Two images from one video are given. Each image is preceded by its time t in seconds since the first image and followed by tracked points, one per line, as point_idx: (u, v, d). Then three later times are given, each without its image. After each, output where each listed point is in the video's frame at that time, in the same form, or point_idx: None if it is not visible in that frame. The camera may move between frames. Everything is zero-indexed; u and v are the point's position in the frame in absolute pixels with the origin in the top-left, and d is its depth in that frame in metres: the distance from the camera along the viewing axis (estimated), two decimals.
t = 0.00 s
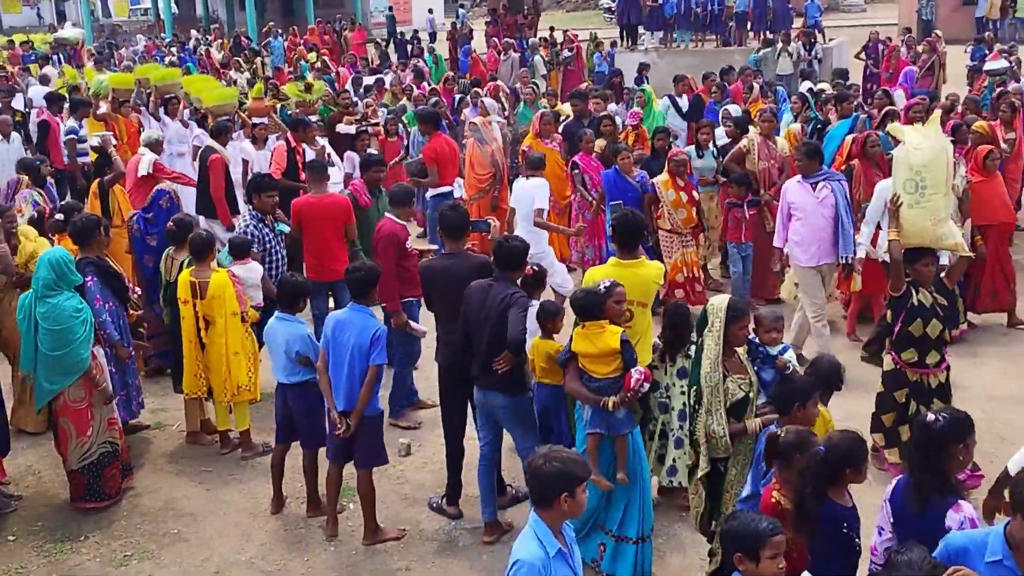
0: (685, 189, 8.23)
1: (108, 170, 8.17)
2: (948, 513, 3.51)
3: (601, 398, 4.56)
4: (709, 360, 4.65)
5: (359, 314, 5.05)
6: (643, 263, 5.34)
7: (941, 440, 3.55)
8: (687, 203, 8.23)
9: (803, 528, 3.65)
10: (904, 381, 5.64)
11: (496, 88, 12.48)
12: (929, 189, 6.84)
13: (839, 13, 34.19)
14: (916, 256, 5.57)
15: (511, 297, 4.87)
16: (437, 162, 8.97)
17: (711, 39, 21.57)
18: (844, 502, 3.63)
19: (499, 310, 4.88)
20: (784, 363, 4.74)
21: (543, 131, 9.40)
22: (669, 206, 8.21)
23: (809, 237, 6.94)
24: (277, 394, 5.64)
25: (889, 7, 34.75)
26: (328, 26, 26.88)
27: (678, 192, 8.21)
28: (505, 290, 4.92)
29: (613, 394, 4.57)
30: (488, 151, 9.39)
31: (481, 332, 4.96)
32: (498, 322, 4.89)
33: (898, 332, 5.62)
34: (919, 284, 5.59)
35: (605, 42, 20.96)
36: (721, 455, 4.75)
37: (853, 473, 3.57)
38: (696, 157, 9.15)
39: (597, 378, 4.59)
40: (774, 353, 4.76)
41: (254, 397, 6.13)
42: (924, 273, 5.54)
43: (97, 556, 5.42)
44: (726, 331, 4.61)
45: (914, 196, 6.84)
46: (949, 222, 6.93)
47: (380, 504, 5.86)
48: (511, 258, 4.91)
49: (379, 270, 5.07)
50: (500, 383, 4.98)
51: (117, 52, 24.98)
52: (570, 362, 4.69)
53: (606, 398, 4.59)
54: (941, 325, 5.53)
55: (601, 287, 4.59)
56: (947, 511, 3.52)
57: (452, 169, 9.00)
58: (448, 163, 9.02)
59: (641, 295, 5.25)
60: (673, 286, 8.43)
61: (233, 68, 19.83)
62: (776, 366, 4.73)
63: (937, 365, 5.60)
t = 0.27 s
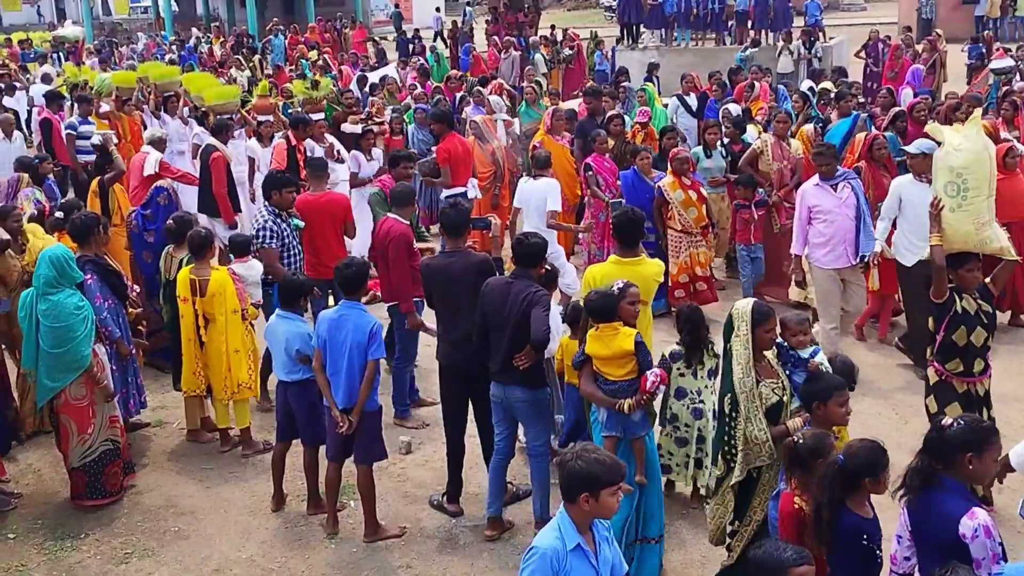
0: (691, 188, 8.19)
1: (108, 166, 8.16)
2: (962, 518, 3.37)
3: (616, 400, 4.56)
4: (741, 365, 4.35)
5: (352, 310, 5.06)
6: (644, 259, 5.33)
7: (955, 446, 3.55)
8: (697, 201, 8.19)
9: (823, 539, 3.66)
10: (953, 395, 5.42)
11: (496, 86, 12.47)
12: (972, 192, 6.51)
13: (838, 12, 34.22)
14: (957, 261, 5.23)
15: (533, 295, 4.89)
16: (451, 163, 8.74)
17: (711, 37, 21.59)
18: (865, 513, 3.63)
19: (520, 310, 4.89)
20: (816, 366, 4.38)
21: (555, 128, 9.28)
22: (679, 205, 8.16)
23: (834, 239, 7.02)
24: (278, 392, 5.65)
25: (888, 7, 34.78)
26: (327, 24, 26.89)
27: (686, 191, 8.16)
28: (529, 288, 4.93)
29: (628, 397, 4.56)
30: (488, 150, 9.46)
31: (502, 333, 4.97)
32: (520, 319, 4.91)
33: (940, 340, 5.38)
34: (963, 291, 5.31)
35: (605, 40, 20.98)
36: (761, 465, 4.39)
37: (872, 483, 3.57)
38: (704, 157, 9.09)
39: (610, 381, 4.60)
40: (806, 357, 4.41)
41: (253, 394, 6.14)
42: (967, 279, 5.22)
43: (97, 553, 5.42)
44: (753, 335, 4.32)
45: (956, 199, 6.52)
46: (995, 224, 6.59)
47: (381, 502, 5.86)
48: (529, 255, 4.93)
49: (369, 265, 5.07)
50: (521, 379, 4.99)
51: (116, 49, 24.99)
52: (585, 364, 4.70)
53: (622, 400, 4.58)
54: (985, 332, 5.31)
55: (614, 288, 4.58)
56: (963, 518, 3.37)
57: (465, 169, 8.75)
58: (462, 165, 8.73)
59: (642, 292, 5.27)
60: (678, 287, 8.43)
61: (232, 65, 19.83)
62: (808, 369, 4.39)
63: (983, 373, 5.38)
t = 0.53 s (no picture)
0: (678, 191, 8.04)
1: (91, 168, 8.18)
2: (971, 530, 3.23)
3: (612, 410, 4.54)
4: (750, 374, 4.18)
5: (327, 310, 5.07)
6: (624, 261, 5.33)
7: (962, 456, 3.40)
8: (683, 204, 8.08)
9: (821, 547, 3.48)
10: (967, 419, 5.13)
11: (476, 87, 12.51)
12: (998, 210, 6.47)
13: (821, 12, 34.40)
14: (980, 282, 5.09)
15: (532, 297, 4.92)
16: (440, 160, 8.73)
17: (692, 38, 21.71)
18: (864, 522, 3.46)
19: (520, 311, 4.93)
20: (823, 373, 4.27)
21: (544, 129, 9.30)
22: (664, 209, 8.07)
23: (834, 243, 6.79)
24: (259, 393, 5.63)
25: (871, 7, 34.97)
26: (311, 24, 26.92)
27: (671, 195, 8.02)
28: (526, 288, 4.96)
29: (625, 407, 4.54)
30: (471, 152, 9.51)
31: (500, 331, 5.00)
32: (518, 320, 4.95)
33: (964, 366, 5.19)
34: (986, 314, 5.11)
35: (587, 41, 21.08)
36: (777, 476, 4.19)
37: (869, 492, 3.39)
38: (694, 160, 9.08)
39: (604, 389, 4.59)
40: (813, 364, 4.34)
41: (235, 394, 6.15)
42: (991, 302, 5.05)
43: (78, 554, 5.42)
44: (760, 342, 4.18)
45: (983, 216, 6.48)
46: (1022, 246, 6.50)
47: (362, 502, 5.87)
48: (525, 255, 4.93)
49: (339, 264, 5.09)
50: (516, 378, 5.04)
51: (98, 49, 24.96)
52: (578, 374, 4.67)
53: (619, 409, 4.58)
54: (1012, 356, 5.11)
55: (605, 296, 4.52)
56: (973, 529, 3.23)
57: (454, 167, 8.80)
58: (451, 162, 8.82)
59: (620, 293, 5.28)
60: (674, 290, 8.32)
61: (215, 66, 19.83)
62: (814, 376, 4.29)
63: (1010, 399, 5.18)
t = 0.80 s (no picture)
0: (660, 197, 7.85)
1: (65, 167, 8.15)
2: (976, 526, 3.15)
3: (600, 418, 4.43)
4: (745, 381, 4.03)
5: (294, 310, 5.06)
6: (593, 262, 5.34)
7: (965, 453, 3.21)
8: (664, 210, 7.90)
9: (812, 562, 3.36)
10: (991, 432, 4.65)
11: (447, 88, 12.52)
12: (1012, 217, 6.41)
13: (790, 14, 34.67)
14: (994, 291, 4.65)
15: (511, 297, 4.94)
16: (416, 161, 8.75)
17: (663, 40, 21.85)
18: (857, 531, 3.36)
19: (499, 311, 4.95)
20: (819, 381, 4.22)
21: (517, 131, 9.33)
22: (645, 214, 7.88)
23: (828, 250, 6.63)
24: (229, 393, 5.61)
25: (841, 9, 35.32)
26: (281, 24, 26.87)
27: (652, 200, 7.83)
28: (502, 290, 4.97)
29: (613, 413, 4.44)
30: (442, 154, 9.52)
31: (478, 331, 5.02)
32: (495, 320, 4.97)
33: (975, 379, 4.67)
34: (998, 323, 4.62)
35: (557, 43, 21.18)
36: (770, 487, 4.03)
37: (861, 501, 3.29)
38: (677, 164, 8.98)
39: (592, 398, 4.47)
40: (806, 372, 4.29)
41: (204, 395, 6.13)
42: (1005, 310, 4.60)
43: (45, 557, 5.38)
44: (755, 349, 4.03)
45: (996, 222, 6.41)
46: None
47: (332, 503, 5.86)
48: (500, 255, 4.93)
49: (303, 264, 5.09)
50: (491, 378, 5.07)
51: (65, 49, 24.78)
52: (564, 382, 4.55)
53: (607, 417, 4.46)
54: None
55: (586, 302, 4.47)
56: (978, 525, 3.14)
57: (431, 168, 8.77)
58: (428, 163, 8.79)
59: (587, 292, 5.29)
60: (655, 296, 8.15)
61: (184, 67, 19.74)
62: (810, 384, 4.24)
63: None
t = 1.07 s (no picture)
0: (667, 197, 7.81)
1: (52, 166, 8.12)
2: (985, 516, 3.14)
3: (595, 423, 4.44)
4: (744, 383, 4.03)
5: (275, 310, 5.05)
6: (573, 260, 5.35)
7: (972, 448, 3.19)
8: (670, 211, 7.82)
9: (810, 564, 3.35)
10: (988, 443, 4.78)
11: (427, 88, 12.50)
12: None
13: (770, 13, 34.84)
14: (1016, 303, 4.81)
15: (486, 296, 4.96)
16: (402, 165, 8.57)
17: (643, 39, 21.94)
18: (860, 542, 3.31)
19: (476, 310, 4.96)
20: (823, 384, 4.16)
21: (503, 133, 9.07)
22: (651, 215, 7.77)
23: (834, 252, 6.58)
24: (210, 394, 5.59)
25: (819, 8, 35.51)
26: (261, 23, 26.80)
27: (660, 201, 7.76)
28: (477, 288, 4.98)
29: (605, 419, 4.46)
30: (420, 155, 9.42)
31: (454, 332, 5.01)
32: (472, 320, 4.98)
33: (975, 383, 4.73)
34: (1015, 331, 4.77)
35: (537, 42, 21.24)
36: (765, 489, 4.06)
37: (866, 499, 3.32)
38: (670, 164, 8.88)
39: (587, 403, 4.49)
40: (813, 372, 4.21)
41: (184, 395, 6.11)
42: None
43: (26, 559, 5.35)
44: (757, 352, 4.01)
45: None
46: None
47: (313, 504, 5.84)
48: (473, 254, 4.94)
49: (283, 264, 5.06)
50: (467, 378, 5.07)
51: (42, 49, 24.65)
52: (556, 388, 4.55)
53: (601, 423, 4.48)
54: None
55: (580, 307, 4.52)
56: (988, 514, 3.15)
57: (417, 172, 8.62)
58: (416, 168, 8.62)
59: (568, 292, 5.31)
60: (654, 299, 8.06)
61: (162, 66, 19.66)
62: (814, 387, 4.17)
63: None
